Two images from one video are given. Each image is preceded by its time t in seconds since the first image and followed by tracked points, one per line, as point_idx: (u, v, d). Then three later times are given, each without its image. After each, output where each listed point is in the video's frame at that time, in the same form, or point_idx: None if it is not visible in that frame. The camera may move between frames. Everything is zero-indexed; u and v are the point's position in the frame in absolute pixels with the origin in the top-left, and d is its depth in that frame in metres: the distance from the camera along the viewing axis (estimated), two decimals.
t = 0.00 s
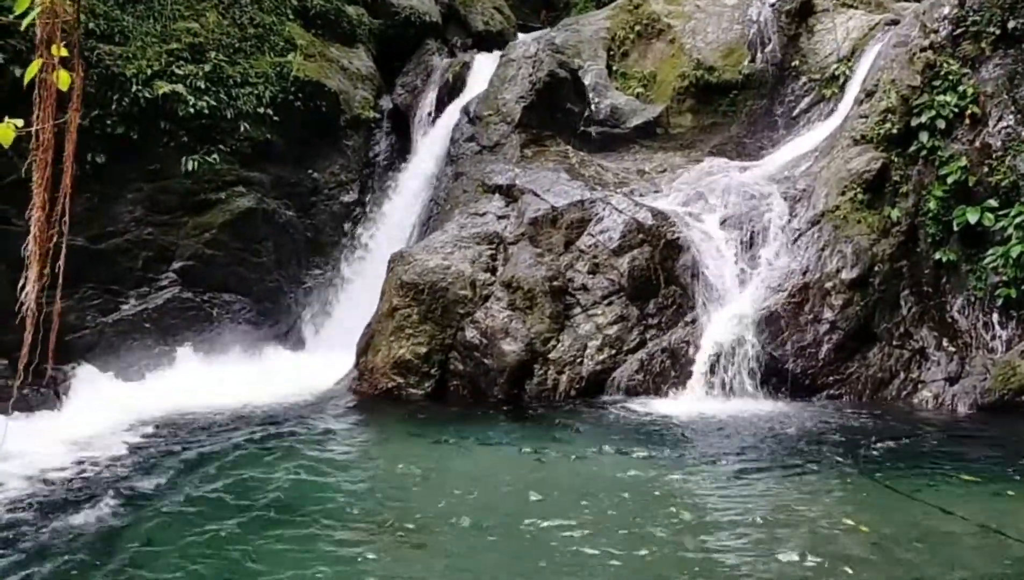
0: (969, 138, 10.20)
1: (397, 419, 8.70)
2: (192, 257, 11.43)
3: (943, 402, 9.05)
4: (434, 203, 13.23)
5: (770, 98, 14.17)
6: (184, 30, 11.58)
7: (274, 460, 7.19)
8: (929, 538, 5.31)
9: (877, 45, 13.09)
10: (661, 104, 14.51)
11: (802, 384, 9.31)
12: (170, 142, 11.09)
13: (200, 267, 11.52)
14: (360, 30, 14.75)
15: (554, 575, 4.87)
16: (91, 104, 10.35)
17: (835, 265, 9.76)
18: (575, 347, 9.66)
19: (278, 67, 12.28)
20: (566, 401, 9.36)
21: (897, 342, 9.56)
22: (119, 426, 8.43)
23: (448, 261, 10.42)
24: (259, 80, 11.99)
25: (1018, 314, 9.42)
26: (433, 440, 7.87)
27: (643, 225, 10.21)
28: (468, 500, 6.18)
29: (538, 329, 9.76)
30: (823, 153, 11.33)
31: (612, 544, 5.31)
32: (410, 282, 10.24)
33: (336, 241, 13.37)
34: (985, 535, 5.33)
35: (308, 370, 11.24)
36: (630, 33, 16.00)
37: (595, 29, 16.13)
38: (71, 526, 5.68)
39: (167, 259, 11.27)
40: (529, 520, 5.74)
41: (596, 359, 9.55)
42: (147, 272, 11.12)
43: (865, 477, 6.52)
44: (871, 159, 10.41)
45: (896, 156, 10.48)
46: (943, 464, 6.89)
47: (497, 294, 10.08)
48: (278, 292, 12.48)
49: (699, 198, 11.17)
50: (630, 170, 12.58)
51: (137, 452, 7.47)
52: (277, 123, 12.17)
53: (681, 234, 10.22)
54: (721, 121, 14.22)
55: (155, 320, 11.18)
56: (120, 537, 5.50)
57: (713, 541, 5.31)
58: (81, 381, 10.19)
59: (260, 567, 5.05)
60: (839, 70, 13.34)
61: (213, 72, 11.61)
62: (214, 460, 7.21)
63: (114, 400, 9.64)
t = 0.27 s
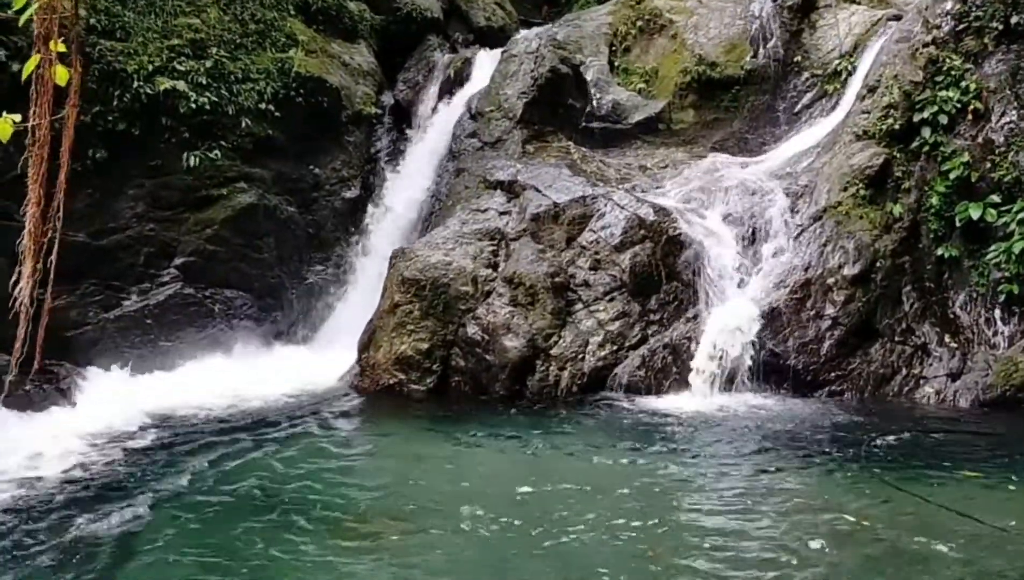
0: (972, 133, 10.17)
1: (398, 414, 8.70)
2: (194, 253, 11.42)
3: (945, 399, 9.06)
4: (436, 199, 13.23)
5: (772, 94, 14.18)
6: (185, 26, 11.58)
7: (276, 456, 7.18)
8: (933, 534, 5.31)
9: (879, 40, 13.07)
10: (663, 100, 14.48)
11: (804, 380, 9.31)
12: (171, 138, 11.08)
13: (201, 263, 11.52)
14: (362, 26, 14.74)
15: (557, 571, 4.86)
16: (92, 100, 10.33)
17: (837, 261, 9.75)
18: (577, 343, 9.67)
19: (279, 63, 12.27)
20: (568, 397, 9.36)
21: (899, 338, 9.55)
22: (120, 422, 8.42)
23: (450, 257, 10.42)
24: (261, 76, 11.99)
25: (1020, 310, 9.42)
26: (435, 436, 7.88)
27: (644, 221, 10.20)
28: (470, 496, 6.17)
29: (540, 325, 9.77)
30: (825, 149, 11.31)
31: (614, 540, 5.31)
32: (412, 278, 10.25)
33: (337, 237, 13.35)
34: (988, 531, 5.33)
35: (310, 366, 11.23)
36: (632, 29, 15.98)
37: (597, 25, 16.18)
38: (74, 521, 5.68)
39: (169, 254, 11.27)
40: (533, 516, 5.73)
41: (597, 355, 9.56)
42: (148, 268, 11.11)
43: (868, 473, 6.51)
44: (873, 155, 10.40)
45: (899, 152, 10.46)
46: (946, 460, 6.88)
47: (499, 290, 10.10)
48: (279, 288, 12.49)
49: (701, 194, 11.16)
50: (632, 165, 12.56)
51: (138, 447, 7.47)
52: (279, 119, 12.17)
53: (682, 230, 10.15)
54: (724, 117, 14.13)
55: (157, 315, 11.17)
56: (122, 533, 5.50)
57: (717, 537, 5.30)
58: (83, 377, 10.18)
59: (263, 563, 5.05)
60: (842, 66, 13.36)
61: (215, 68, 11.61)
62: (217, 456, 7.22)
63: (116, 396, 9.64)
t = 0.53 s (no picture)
0: (974, 130, 10.16)
1: (399, 412, 8.70)
2: (196, 250, 11.43)
3: (947, 395, 9.06)
4: (438, 195, 13.20)
5: (775, 91, 14.17)
6: (186, 23, 11.58)
7: (277, 454, 7.18)
8: (936, 531, 5.29)
9: (882, 36, 12.99)
10: (665, 97, 14.41)
11: (805, 378, 9.30)
12: (173, 135, 11.09)
13: (203, 260, 11.53)
14: (363, 23, 14.72)
15: (559, 569, 4.85)
16: (94, 97, 10.33)
17: (839, 257, 9.74)
18: (578, 340, 9.66)
19: (281, 60, 12.27)
20: (569, 394, 9.36)
21: (901, 335, 9.55)
22: (122, 420, 8.43)
23: (452, 254, 10.42)
24: (262, 73, 11.98)
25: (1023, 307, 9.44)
26: (437, 433, 7.87)
27: (646, 218, 10.19)
28: (471, 493, 6.17)
29: (542, 322, 9.77)
30: (827, 145, 11.28)
31: (616, 538, 5.30)
32: (413, 275, 10.25)
33: (339, 234, 13.35)
34: (991, 529, 5.31)
35: (312, 363, 11.23)
36: (634, 25, 15.93)
37: (599, 22, 16.21)
38: (75, 521, 5.66)
39: (171, 251, 11.28)
40: (534, 514, 5.73)
41: (599, 352, 9.56)
42: (150, 265, 11.12)
43: (870, 471, 6.50)
44: (876, 151, 10.38)
45: (901, 149, 10.43)
46: (948, 457, 6.88)
47: (501, 287, 10.07)
48: (281, 284, 12.50)
49: (703, 189, 11.11)
50: (634, 162, 12.54)
51: (139, 445, 7.47)
52: (280, 116, 12.16)
53: (684, 227, 10.21)
54: (725, 114, 14.16)
55: (158, 312, 11.19)
56: (122, 531, 5.49)
57: (720, 534, 5.29)
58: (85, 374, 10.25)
59: (264, 562, 5.04)
60: (844, 63, 13.33)
61: (216, 65, 11.61)
62: (218, 454, 7.21)
63: (118, 393, 9.65)
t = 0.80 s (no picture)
0: (976, 127, 10.17)
1: (401, 408, 8.72)
2: (198, 247, 11.43)
3: (949, 393, 9.05)
4: (439, 192, 13.15)
5: (776, 88, 14.14)
6: (188, 20, 11.58)
7: (278, 451, 7.17)
8: (939, 530, 5.29)
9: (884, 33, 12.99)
10: (667, 94, 14.41)
11: (807, 375, 9.29)
12: (174, 132, 11.10)
13: (205, 257, 11.53)
14: (365, 20, 14.72)
15: (562, 567, 4.85)
16: (95, 94, 10.33)
17: (841, 255, 9.73)
18: (580, 337, 9.66)
19: (282, 57, 12.27)
20: (570, 391, 9.37)
21: (902, 333, 9.55)
22: (124, 416, 8.44)
23: (453, 251, 10.41)
24: (263, 70, 11.99)
25: None
26: (438, 431, 7.87)
27: (648, 215, 10.20)
28: (473, 490, 6.17)
29: (543, 320, 9.77)
30: (828, 143, 11.28)
31: (619, 535, 5.29)
32: (414, 272, 10.24)
33: (340, 232, 13.35)
34: (995, 527, 5.31)
35: (314, 361, 11.24)
36: (636, 22, 15.92)
37: (601, 18, 16.11)
38: (76, 517, 5.65)
39: (172, 249, 11.28)
40: (536, 511, 5.72)
41: (601, 349, 9.56)
42: (152, 262, 11.13)
43: (872, 468, 6.50)
44: (878, 148, 10.36)
45: (903, 146, 10.41)
46: (950, 455, 6.87)
47: (501, 285, 10.06)
48: (282, 282, 12.51)
49: (704, 187, 11.14)
50: (636, 159, 12.52)
51: (140, 441, 7.48)
52: (281, 113, 12.16)
53: (686, 223, 10.21)
54: (726, 111, 14.12)
55: (160, 310, 11.20)
56: (124, 528, 5.48)
57: (720, 532, 5.29)
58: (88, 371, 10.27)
59: (267, 559, 5.03)
60: (846, 60, 13.33)
61: (217, 62, 11.61)
62: (219, 450, 7.21)
63: (120, 390, 9.66)
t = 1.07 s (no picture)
0: (978, 125, 10.15)
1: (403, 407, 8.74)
2: (199, 246, 11.47)
3: (951, 392, 9.03)
4: (440, 192, 13.12)
5: (778, 87, 14.09)
6: (189, 19, 11.58)
7: (280, 450, 7.18)
8: (941, 529, 5.28)
9: (885, 32, 13.02)
10: (668, 92, 14.45)
11: (808, 374, 9.30)
12: (176, 131, 11.11)
13: (207, 256, 11.56)
14: (366, 19, 14.72)
15: (563, 567, 4.85)
16: (97, 93, 10.32)
17: (842, 254, 9.73)
18: (581, 336, 9.69)
19: (283, 56, 12.28)
20: (571, 390, 9.39)
21: (904, 331, 9.56)
22: (126, 414, 8.50)
23: (454, 250, 10.41)
24: (265, 69, 11.99)
25: None
26: (440, 429, 7.89)
27: (649, 214, 10.21)
28: (473, 488, 6.20)
29: (544, 319, 9.79)
30: (829, 142, 11.28)
31: (620, 534, 5.30)
32: (416, 271, 10.24)
33: (342, 231, 13.36)
34: (997, 526, 5.31)
35: (315, 360, 11.25)
36: (637, 21, 15.91)
37: (602, 17, 16.12)
38: (78, 517, 5.65)
39: (174, 248, 11.29)
40: (538, 510, 5.73)
41: (602, 348, 9.58)
42: (154, 261, 11.15)
43: (873, 467, 6.51)
44: (879, 148, 10.36)
45: (905, 144, 10.43)
46: (951, 454, 6.87)
47: (503, 283, 10.07)
48: (284, 281, 12.53)
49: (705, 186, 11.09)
50: (638, 158, 12.53)
51: (142, 439, 7.51)
52: (283, 112, 12.17)
53: (687, 223, 10.21)
54: (727, 110, 14.10)
55: (162, 309, 11.21)
56: (126, 527, 5.49)
57: (720, 530, 5.31)
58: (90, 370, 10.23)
59: (269, 559, 5.03)
60: (847, 59, 13.33)
61: (219, 61, 11.62)
62: (220, 449, 7.21)
63: (122, 389, 9.68)
